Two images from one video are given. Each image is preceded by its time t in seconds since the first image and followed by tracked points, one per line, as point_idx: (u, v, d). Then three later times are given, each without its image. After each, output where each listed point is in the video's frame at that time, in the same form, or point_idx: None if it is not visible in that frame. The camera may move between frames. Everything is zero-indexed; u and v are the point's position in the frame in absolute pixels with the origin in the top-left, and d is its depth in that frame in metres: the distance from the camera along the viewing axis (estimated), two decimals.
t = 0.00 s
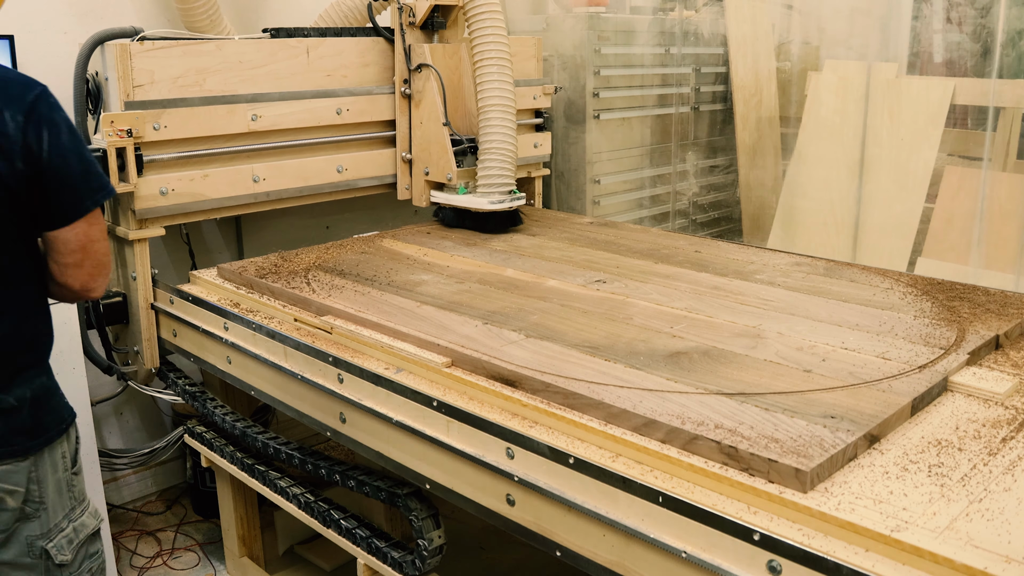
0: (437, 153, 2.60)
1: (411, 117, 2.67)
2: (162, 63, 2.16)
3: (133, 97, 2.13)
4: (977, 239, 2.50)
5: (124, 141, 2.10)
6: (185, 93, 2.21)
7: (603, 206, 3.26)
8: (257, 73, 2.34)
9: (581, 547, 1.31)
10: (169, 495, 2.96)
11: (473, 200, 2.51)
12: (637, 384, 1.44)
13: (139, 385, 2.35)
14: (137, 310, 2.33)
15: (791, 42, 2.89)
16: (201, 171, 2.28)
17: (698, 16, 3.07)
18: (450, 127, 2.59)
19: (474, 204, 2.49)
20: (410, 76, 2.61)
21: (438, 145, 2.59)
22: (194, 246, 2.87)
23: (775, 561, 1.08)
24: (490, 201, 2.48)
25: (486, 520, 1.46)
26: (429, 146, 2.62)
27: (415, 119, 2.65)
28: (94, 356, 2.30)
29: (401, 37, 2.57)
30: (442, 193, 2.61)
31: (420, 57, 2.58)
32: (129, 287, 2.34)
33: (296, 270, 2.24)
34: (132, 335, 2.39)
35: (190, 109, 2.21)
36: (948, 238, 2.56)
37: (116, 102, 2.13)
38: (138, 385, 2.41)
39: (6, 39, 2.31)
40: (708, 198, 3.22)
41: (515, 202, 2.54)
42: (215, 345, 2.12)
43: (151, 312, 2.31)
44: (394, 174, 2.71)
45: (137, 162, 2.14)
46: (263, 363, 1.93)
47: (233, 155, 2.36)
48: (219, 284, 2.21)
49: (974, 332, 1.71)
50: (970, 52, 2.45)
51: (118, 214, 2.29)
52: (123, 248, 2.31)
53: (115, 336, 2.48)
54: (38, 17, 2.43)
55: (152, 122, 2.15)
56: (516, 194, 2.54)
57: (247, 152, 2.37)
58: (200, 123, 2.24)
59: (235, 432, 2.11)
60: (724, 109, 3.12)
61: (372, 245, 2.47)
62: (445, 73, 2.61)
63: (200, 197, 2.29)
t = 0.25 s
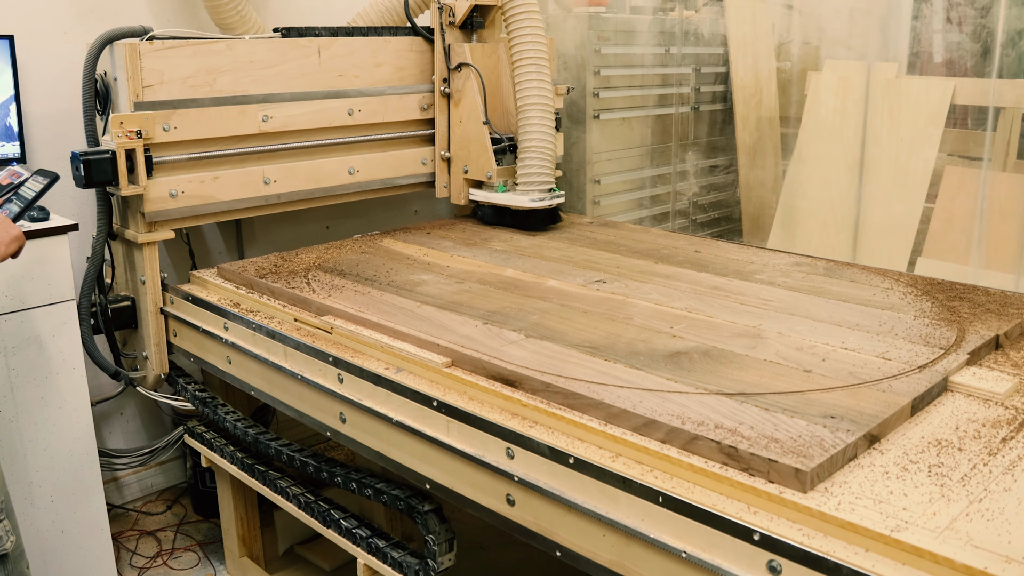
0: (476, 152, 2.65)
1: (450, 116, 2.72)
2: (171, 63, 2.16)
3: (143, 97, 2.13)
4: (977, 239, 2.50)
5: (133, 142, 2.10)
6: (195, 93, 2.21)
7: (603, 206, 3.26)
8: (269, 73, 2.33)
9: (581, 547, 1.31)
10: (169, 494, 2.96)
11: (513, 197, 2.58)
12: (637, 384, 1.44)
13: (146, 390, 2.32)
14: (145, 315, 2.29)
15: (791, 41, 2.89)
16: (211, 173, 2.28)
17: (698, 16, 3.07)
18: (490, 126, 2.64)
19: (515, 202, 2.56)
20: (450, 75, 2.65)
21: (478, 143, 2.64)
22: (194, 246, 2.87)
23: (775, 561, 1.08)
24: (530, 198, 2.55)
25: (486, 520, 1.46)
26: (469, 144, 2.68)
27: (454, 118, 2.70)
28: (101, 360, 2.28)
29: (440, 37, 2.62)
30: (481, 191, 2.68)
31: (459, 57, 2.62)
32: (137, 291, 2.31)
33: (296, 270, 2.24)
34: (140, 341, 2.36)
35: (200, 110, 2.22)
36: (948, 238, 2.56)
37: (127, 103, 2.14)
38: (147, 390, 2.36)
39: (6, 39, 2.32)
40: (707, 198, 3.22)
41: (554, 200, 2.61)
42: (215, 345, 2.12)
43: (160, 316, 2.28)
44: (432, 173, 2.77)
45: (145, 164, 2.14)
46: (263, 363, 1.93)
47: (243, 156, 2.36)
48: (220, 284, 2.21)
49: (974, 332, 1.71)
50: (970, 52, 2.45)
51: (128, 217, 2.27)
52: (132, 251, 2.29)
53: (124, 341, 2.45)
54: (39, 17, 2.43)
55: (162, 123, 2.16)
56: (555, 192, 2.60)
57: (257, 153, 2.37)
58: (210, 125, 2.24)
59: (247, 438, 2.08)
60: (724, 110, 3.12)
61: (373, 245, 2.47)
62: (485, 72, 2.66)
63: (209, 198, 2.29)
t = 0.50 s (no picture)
0: (516, 151, 2.69)
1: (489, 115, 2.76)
2: (185, 63, 2.13)
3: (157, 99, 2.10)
4: (977, 239, 2.50)
5: (147, 144, 2.07)
6: (209, 94, 2.18)
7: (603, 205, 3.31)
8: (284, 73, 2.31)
9: (581, 547, 1.31)
10: (169, 494, 2.96)
11: (553, 197, 2.59)
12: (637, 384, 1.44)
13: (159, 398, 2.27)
14: (157, 321, 2.25)
15: (791, 42, 2.89)
16: (225, 175, 2.25)
17: (698, 16, 3.07)
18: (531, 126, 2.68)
19: (556, 201, 2.57)
20: (490, 75, 2.70)
21: (518, 143, 2.68)
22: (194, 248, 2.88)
23: (775, 561, 1.08)
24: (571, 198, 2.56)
25: (486, 520, 1.46)
26: (508, 144, 2.71)
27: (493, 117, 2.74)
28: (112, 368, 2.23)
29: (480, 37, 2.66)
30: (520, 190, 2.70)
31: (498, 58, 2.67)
32: (149, 296, 2.27)
33: (296, 270, 2.24)
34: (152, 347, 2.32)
35: (215, 110, 2.19)
36: (948, 238, 2.56)
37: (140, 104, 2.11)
38: (159, 399, 2.36)
39: (5, 40, 2.33)
40: (708, 198, 3.21)
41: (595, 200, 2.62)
42: (215, 345, 2.12)
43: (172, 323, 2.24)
44: (471, 172, 2.81)
45: (159, 166, 2.11)
46: (263, 363, 1.93)
47: (258, 159, 2.33)
48: (218, 284, 2.21)
49: (974, 332, 1.71)
50: (970, 52, 2.45)
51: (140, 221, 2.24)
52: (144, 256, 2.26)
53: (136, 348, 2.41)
54: (38, 18, 2.43)
55: (175, 125, 2.13)
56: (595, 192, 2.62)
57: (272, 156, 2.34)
58: (224, 126, 2.21)
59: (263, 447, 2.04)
60: (724, 110, 3.10)
61: (373, 245, 2.47)
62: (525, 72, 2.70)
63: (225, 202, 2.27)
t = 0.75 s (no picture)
0: (556, 152, 2.70)
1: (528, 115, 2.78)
2: (203, 63, 2.09)
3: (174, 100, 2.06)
4: (977, 239, 2.50)
5: (165, 147, 2.03)
6: (228, 95, 2.15)
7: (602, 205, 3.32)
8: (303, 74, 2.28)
9: (581, 547, 1.31)
10: (169, 494, 2.96)
11: (595, 198, 2.59)
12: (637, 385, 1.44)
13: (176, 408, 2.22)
14: (174, 329, 2.20)
15: (791, 42, 2.89)
16: (245, 179, 2.22)
17: (698, 16, 3.07)
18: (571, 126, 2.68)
19: (598, 202, 2.57)
20: (529, 75, 2.72)
21: (558, 144, 2.69)
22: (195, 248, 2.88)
23: (775, 561, 1.08)
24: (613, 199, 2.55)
25: (486, 520, 1.47)
26: (548, 145, 2.73)
27: (533, 118, 2.76)
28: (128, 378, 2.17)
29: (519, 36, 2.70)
30: (559, 191, 2.71)
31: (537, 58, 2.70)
32: (166, 304, 2.22)
33: (297, 270, 2.24)
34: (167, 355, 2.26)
35: (234, 111, 2.16)
36: (948, 238, 2.55)
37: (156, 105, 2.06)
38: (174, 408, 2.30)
39: (6, 40, 2.34)
40: (708, 198, 3.21)
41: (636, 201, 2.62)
42: (215, 345, 2.12)
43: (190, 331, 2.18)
44: (510, 172, 2.84)
45: (177, 169, 2.07)
46: (263, 364, 1.93)
47: (278, 162, 2.30)
48: (219, 285, 2.22)
49: (974, 332, 1.72)
50: (970, 52, 2.46)
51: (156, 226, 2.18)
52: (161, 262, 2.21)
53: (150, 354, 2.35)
54: (39, 18, 2.43)
55: (193, 127, 2.09)
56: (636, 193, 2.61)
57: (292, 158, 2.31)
58: (243, 128, 2.18)
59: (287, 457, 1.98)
60: (724, 110, 3.10)
61: (373, 245, 2.48)
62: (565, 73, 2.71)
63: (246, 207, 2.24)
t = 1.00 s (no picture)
0: (596, 153, 2.65)
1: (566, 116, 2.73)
2: (225, 63, 2.00)
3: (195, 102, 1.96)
4: (977, 239, 2.50)
5: (186, 150, 1.93)
6: (251, 96, 2.05)
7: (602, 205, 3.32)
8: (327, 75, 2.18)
9: (581, 547, 1.31)
10: (169, 494, 2.96)
11: (636, 201, 2.55)
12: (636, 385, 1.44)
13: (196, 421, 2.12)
14: (194, 340, 2.10)
15: (791, 42, 2.89)
16: (267, 184, 2.12)
17: (698, 16, 3.07)
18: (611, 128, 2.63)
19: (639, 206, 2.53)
20: (568, 75, 2.67)
21: (598, 145, 2.64)
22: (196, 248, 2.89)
23: (775, 561, 1.08)
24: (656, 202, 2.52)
25: (486, 520, 1.47)
26: (587, 146, 2.68)
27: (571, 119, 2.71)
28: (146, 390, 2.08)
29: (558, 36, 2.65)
30: (598, 194, 2.66)
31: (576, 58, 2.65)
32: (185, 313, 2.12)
33: (297, 270, 2.24)
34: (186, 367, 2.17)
35: (257, 113, 2.06)
36: (948, 238, 2.55)
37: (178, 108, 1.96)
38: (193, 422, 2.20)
39: (6, 40, 2.34)
40: (708, 198, 3.21)
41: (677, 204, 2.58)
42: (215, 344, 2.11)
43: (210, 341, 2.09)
44: (547, 174, 2.78)
45: (199, 174, 1.97)
46: (263, 364, 1.93)
47: (301, 166, 2.20)
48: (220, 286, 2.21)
49: (974, 332, 1.72)
50: (970, 52, 2.46)
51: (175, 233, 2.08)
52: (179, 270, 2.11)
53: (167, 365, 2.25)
54: (39, 17, 2.43)
55: (215, 130, 1.99)
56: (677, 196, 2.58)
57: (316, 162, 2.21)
58: (267, 128, 2.08)
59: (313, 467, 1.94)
60: (725, 110, 3.11)
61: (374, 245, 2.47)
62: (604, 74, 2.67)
63: (268, 213, 2.14)
